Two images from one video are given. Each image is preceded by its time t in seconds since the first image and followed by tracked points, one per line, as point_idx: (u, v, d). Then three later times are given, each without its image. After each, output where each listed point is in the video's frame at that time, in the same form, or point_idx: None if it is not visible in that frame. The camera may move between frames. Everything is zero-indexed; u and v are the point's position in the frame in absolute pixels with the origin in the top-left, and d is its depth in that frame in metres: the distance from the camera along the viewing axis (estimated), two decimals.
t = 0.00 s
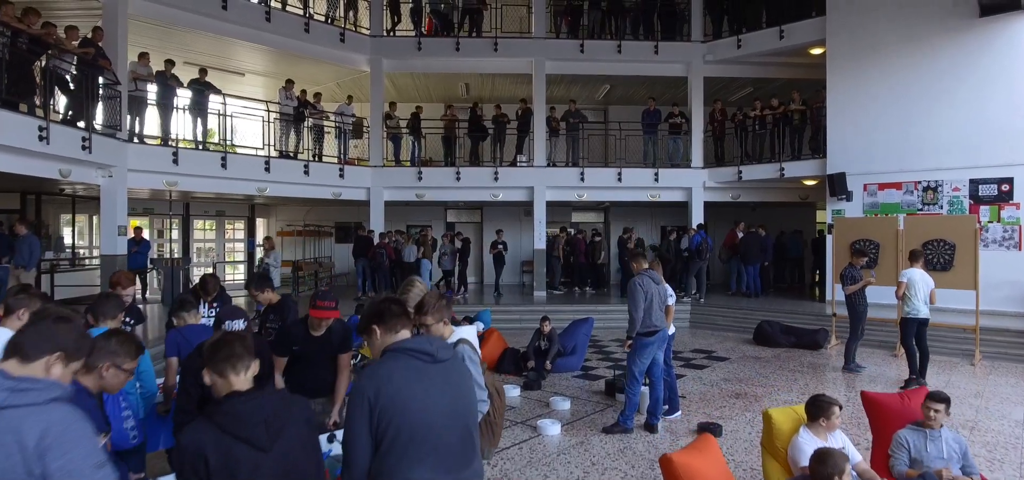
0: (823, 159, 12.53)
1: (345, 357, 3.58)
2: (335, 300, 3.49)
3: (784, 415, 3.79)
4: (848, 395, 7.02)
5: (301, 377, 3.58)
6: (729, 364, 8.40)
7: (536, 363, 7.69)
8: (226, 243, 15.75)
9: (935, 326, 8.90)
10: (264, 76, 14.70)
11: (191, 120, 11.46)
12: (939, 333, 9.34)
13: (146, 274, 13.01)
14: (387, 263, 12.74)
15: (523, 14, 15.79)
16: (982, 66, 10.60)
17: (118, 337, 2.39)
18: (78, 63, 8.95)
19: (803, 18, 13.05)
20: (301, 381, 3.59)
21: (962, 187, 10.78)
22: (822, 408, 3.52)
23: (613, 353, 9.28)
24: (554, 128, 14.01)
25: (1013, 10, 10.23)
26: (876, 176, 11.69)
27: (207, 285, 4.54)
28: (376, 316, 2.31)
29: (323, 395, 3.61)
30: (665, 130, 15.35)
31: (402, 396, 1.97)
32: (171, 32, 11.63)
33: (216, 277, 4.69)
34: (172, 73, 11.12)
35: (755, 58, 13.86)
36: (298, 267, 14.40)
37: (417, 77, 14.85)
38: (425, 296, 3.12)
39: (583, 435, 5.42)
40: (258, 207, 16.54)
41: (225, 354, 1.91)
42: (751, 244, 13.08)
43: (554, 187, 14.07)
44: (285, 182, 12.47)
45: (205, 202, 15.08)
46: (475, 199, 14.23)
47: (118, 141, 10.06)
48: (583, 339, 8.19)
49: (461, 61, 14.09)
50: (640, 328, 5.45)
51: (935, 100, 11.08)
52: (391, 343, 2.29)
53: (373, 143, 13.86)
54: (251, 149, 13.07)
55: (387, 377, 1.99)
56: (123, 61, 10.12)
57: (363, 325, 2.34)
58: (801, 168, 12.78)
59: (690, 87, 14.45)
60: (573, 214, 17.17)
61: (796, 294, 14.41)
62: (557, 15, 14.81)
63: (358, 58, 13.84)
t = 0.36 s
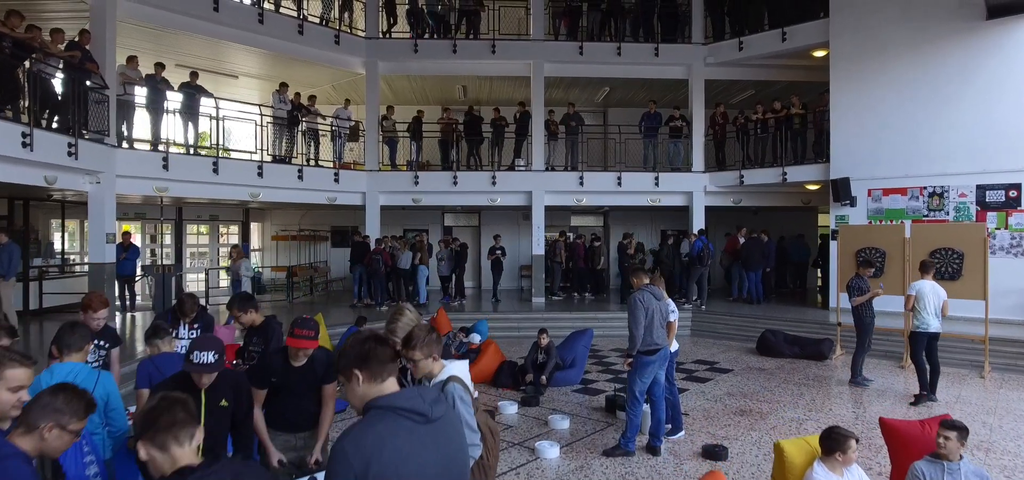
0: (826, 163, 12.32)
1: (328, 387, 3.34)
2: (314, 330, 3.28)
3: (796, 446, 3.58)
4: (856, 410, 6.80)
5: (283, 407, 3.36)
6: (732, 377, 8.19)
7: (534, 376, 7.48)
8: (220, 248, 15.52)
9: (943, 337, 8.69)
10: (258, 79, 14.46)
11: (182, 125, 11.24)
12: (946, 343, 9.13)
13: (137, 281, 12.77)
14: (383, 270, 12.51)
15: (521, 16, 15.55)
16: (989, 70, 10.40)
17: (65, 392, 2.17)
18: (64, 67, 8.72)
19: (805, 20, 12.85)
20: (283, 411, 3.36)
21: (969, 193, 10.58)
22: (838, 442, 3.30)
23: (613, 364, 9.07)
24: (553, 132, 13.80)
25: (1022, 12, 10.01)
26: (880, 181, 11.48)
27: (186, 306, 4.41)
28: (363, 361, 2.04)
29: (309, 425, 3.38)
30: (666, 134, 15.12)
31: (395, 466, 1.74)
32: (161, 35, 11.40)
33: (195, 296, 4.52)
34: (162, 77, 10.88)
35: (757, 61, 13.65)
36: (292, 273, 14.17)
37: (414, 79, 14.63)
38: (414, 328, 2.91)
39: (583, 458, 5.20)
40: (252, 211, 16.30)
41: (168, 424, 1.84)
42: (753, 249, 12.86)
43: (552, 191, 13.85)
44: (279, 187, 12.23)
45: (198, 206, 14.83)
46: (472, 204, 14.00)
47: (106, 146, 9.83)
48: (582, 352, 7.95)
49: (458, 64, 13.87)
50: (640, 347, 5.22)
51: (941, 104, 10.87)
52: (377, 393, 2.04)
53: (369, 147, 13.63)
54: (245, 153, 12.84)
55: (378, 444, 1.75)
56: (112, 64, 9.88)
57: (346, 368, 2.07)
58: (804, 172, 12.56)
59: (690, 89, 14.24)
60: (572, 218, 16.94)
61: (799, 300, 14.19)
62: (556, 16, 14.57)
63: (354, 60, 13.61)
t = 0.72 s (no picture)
0: (831, 168, 12.10)
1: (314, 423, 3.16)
2: (310, 365, 3.15)
3: None
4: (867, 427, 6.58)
5: (265, 443, 3.15)
6: (737, 391, 7.97)
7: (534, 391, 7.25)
8: (214, 253, 15.26)
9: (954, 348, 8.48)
10: (253, 82, 14.21)
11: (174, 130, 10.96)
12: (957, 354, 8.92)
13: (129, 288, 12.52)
14: (380, 277, 12.26)
15: (521, 17, 15.30)
16: (998, 74, 10.19)
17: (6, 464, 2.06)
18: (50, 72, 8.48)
19: (809, 23, 12.63)
20: (265, 448, 3.15)
21: (977, 199, 10.37)
22: None
23: (614, 376, 8.84)
24: (553, 136, 13.56)
25: None
26: (886, 187, 11.27)
27: (165, 324, 4.23)
28: (370, 423, 1.84)
29: (294, 463, 3.17)
30: (667, 137, 14.88)
31: None
32: (152, 38, 11.16)
33: (175, 315, 4.30)
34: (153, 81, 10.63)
35: (760, 63, 13.43)
36: (288, 279, 13.92)
37: (411, 82, 14.39)
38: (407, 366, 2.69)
39: None
40: (247, 215, 16.06)
41: None
42: (757, 255, 12.64)
43: (552, 196, 13.62)
44: (273, 193, 11.97)
45: (192, 211, 14.58)
46: (470, 209, 13.77)
47: (94, 152, 9.57)
48: (583, 365, 7.78)
49: (456, 66, 13.63)
50: (645, 368, 4.99)
51: (950, 109, 10.64)
52: (377, 463, 1.84)
53: (365, 151, 13.38)
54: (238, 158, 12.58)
55: None
56: (100, 68, 9.63)
57: (345, 429, 1.84)
58: (808, 177, 12.34)
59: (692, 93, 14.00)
60: (572, 222, 16.71)
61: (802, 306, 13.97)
62: (556, 17, 14.33)
63: (350, 63, 13.36)
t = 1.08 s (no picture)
0: (839, 175, 11.87)
1: (319, 469, 2.91)
2: (315, 398, 2.90)
3: None
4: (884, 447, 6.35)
5: None
6: (746, 407, 7.74)
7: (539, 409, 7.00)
8: (209, 259, 14.99)
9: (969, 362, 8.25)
10: (248, 86, 13.95)
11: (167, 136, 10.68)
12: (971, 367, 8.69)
13: (121, 296, 12.25)
14: (379, 285, 12.01)
15: (521, 20, 15.05)
16: (1011, 80, 9.97)
17: None
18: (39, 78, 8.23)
19: (815, 26, 12.40)
20: None
21: (989, 207, 10.16)
22: None
23: (619, 390, 8.61)
24: (555, 141, 13.31)
25: None
26: (895, 194, 11.04)
27: (147, 355, 4.01)
28: None
29: None
30: (670, 142, 14.64)
31: None
32: (145, 41, 10.90)
33: (157, 346, 4.11)
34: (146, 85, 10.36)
35: (765, 67, 13.20)
36: (284, 286, 13.64)
37: (410, 86, 14.14)
38: (395, 425, 2.32)
39: None
40: (243, 220, 15.79)
41: None
42: (763, 263, 12.42)
43: (553, 202, 13.36)
44: (268, 200, 11.72)
45: (186, 217, 14.30)
46: (470, 215, 13.52)
47: (84, 160, 9.30)
48: (588, 381, 7.51)
49: (456, 70, 13.38)
50: (657, 396, 4.73)
51: (961, 115, 10.42)
52: None
53: (364, 156, 13.13)
54: (234, 164, 12.32)
55: None
56: (89, 74, 9.37)
57: None
58: (815, 183, 12.11)
59: (696, 97, 13.76)
60: (572, 227, 16.46)
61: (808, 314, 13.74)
62: (557, 20, 14.08)
63: (347, 66, 13.11)
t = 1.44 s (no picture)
0: (847, 183, 11.63)
1: None
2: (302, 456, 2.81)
3: None
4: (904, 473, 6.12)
5: None
6: (758, 427, 7.50)
7: (544, 431, 6.77)
8: (205, 267, 14.74)
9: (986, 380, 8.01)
10: (245, 91, 13.69)
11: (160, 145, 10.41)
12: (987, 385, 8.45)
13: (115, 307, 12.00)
14: (378, 296, 11.77)
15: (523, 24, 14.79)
16: None
17: None
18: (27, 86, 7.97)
19: (823, 31, 12.17)
20: None
21: (1003, 218, 9.93)
22: None
23: (625, 407, 8.37)
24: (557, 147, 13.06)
25: None
26: (905, 203, 10.80)
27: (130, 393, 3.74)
28: None
29: None
30: (675, 148, 14.39)
31: None
32: (139, 47, 10.65)
33: (143, 381, 3.82)
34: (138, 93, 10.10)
35: (772, 72, 12.96)
36: (281, 296, 13.39)
37: (409, 91, 13.88)
38: None
39: None
40: (240, 227, 15.53)
41: None
42: (770, 273, 12.19)
43: (555, 210, 13.12)
44: (265, 209, 11.45)
45: (182, 224, 14.05)
46: (471, 223, 13.27)
47: (75, 171, 9.03)
48: (594, 402, 7.26)
49: (457, 75, 13.12)
50: (671, 431, 4.49)
51: (973, 122, 10.18)
52: None
53: (363, 163, 12.87)
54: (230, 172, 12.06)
55: None
56: (80, 81, 9.11)
57: None
58: (822, 191, 11.89)
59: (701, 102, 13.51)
60: (574, 233, 16.21)
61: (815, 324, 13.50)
62: (560, 25, 13.82)
63: (346, 71, 12.86)
